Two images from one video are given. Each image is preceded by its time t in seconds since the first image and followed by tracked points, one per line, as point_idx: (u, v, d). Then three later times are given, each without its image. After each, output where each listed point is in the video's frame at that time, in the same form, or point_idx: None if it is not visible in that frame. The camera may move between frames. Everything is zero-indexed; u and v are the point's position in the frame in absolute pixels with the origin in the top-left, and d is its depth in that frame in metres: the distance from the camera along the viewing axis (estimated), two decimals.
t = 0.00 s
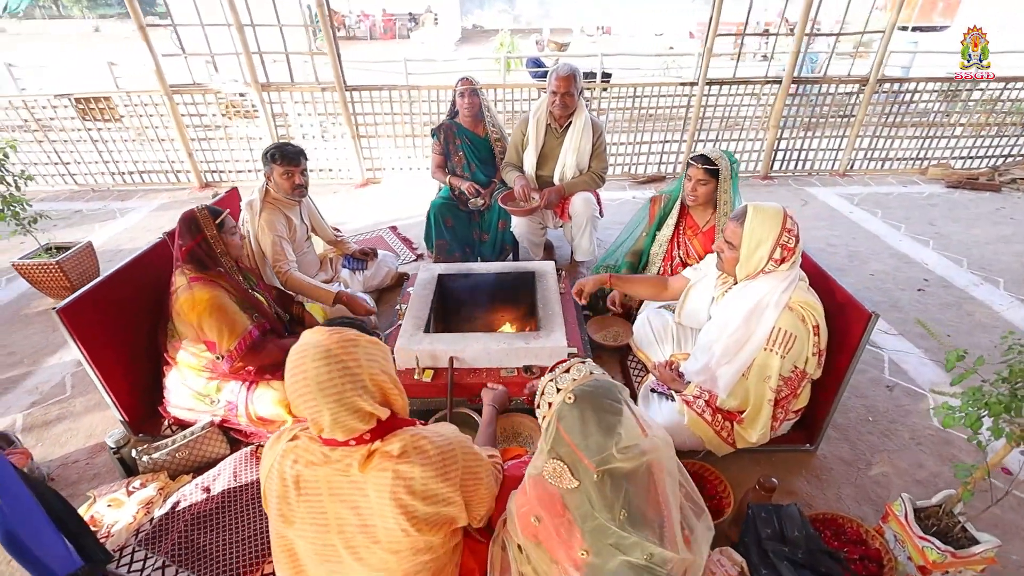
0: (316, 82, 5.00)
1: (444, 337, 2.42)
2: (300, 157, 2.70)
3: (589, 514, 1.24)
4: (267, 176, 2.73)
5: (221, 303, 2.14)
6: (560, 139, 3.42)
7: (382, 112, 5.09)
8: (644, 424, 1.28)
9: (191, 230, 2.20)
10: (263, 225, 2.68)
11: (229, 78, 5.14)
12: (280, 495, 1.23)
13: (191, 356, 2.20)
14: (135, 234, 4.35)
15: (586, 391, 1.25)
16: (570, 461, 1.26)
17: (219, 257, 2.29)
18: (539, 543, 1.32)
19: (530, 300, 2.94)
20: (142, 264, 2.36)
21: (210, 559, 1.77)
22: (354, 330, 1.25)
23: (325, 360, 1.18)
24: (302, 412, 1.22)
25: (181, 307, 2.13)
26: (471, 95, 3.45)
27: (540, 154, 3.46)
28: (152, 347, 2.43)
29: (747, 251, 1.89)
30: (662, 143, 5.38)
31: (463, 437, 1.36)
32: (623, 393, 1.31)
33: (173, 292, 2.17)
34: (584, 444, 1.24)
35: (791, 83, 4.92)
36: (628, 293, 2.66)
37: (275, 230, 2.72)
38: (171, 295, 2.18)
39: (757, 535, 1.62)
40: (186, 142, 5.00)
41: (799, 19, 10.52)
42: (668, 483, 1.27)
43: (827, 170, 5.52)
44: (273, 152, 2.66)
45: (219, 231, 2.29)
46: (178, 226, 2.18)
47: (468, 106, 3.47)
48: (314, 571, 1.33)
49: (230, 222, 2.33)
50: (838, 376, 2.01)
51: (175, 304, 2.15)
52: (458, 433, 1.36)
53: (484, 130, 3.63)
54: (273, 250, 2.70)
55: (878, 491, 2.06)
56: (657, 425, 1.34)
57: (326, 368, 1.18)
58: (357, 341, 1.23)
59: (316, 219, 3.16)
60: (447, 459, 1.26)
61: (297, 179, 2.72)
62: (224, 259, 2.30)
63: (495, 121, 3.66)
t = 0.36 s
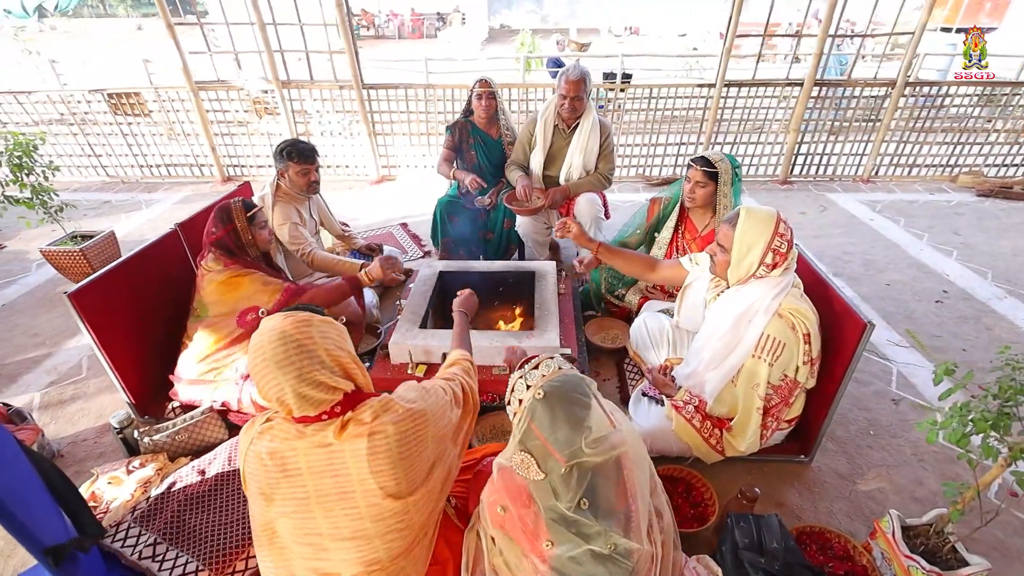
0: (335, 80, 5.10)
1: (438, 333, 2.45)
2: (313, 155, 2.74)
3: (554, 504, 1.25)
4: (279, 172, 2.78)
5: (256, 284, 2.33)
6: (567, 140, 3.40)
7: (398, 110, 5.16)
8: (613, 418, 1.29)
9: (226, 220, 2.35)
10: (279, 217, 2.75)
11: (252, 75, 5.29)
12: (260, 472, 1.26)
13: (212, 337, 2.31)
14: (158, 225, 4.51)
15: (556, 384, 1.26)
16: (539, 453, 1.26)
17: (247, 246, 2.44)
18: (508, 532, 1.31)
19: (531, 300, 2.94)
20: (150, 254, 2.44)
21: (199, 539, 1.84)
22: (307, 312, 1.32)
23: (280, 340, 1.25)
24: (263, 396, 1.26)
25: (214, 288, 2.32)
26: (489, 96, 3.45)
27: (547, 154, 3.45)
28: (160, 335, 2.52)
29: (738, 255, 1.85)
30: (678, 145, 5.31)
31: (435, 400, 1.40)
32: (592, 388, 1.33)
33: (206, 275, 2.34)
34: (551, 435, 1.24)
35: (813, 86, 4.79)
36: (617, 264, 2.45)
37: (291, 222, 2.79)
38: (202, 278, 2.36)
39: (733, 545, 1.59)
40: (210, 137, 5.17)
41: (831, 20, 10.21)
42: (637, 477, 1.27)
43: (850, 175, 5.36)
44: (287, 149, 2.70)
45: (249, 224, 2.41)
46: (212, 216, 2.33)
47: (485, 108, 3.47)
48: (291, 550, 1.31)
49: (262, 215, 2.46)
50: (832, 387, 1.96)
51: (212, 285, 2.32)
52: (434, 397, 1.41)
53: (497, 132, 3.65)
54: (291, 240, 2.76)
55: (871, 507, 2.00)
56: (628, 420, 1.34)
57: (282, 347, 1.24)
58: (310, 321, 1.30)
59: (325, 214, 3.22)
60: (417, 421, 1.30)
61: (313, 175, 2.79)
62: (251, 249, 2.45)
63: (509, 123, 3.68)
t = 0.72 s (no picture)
0: (350, 78, 5.17)
1: (432, 331, 2.46)
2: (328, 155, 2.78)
3: (523, 535, 1.21)
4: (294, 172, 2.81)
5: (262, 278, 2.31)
6: (573, 141, 3.39)
7: (411, 108, 5.20)
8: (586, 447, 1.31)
9: (234, 214, 2.36)
10: (300, 213, 2.83)
11: (271, 72, 5.40)
12: (236, 455, 1.27)
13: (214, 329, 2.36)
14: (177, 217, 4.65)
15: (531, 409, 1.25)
16: (510, 482, 1.24)
17: (254, 241, 2.42)
18: (473, 551, 1.29)
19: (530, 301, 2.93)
20: (158, 245, 2.52)
21: (188, 524, 1.89)
22: (282, 303, 1.32)
23: (255, 329, 1.25)
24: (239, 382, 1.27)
25: (217, 281, 2.31)
26: (500, 97, 3.41)
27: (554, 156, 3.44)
28: (165, 323, 2.60)
29: (729, 260, 1.82)
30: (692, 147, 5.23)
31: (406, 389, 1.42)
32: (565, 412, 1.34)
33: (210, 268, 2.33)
34: (523, 464, 1.23)
35: (834, 89, 4.66)
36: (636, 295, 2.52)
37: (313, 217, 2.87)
38: (208, 269, 2.35)
39: (710, 556, 1.56)
40: (229, 133, 5.30)
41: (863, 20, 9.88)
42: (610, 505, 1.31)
43: (872, 181, 5.19)
44: (302, 150, 2.73)
45: (255, 218, 2.41)
46: (222, 209, 2.36)
47: (496, 108, 3.44)
48: (263, 535, 1.32)
49: (268, 210, 2.46)
50: (826, 398, 1.91)
51: (215, 278, 2.31)
52: (406, 390, 1.44)
53: (509, 134, 3.64)
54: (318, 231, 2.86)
55: (865, 524, 1.94)
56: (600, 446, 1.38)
57: (256, 335, 1.24)
58: (284, 311, 1.30)
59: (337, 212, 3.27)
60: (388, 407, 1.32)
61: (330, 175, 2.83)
62: (257, 242, 2.44)
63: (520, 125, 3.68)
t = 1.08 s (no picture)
0: (368, 77, 5.24)
1: (430, 330, 2.47)
2: (332, 154, 2.82)
3: (489, 556, 1.25)
4: (299, 169, 2.86)
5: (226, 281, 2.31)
6: (580, 145, 3.37)
7: (427, 107, 5.23)
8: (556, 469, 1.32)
9: (207, 211, 2.35)
10: (295, 212, 2.85)
11: (292, 71, 5.50)
12: (209, 463, 1.37)
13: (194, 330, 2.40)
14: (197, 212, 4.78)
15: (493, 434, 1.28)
16: (475, 506, 1.28)
17: (230, 238, 2.41)
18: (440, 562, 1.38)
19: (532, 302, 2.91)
20: (170, 238, 2.60)
21: (183, 511, 1.95)
22: (256, 316, 1.37)
23: (222, 342, 1.31)
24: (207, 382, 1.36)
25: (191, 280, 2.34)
26: (504, 97, 3.43)
27: (559, 159, 3.43)
28: (175, 315, 2.70)
29: (723, 266, 1.80)
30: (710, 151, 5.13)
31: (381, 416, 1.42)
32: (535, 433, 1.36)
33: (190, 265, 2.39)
34: (485, 489, 1.27)
35: (859, 93, 4.50)
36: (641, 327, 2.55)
37: (306, 217, 2.88)
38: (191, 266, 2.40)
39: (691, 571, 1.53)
40: (251, 131, 5.43)
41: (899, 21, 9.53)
42: (583, 528, 1.32)
43: (899, 189, 5.00)
44: (306, 148, 2.77)
45: (228, 215, 2.37)
46: (197, 206, 2.37)
47: (500, 108, 3.45)
48: (236, 539, 1.42)
49: (242, 206, 2.41)
50: (824, 413, 1.84)
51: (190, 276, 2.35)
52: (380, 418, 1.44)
53: (514, 134, 3.63)
54: (303, 234, 2.85)
55: (862, 546, 1.87)
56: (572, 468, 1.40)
57: (223, 348, 1.30)
58: (256, 326, 1.34)
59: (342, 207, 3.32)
60: (352, 437, 1.33)
61: (331, 174, 2.87)
62: (233, 240, 2.42)
63: (525, 123, 3.64)
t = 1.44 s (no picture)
0: (382, 76, 5.29)
1: (425, 330, 2.47)
2: (319, 146, 2.85)
3: (458, 557, 1.21)
4: (289, 166, 2.92)
5: (202, 281, 2.36)
6: (584, 143, 3.36)
7: (440, 107, 5.25)
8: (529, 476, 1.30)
9: (178, 214, 2.40)
10: (284, 210, 2.85)
11: (309, 69, 5.59)
12: (188, 470, 1.45)
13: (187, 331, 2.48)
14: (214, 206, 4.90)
15: (468, 435, 1.26)
16: (445, 507, 1.27)
17: (204, 239, 2.45)
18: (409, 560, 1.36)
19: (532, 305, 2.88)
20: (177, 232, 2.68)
21: (174, 500, 2.00)
22: (252, 327, 1.40)
23: (210, 347, 1.34)
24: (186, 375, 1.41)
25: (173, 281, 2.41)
26: (503, 95, 3.43)
27: (563, 158, 3.42)
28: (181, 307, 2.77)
29: (716, 272, 1.75)
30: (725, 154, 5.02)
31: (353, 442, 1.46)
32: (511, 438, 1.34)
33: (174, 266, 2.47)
34: (457, 490, 1.25)
35: (883, 96, 4.35)
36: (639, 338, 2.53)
37: (295, 215, 2.88)
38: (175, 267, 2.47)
39: None
40: (269, 128, 5.54)
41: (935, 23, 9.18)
42: (556, 536, 1.27)
43: (923, 197, 4.82)
44: (294, 143, 2.81)
45: (198, 217, 2.41)
46: (168, 209, 2.42)
47: (500, 106, 3.46)
48: (211, 540, 1.50)
49: (211, 207, 2.43)
50: (819, 427, 1.77)
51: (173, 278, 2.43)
52: (352, 434, 1.49)
53: (516, 131, 3.61)
54: (291, 233, 2.86)
55: (855, 568, 1.80)
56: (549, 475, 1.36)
57: (211, 354, 1.34)
58: (248, 340, 1.38)
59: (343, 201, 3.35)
60: (321, 464, 1.38)
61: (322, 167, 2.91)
62: (209, 241, 2.46)
63: (527, 121, 3.63)
